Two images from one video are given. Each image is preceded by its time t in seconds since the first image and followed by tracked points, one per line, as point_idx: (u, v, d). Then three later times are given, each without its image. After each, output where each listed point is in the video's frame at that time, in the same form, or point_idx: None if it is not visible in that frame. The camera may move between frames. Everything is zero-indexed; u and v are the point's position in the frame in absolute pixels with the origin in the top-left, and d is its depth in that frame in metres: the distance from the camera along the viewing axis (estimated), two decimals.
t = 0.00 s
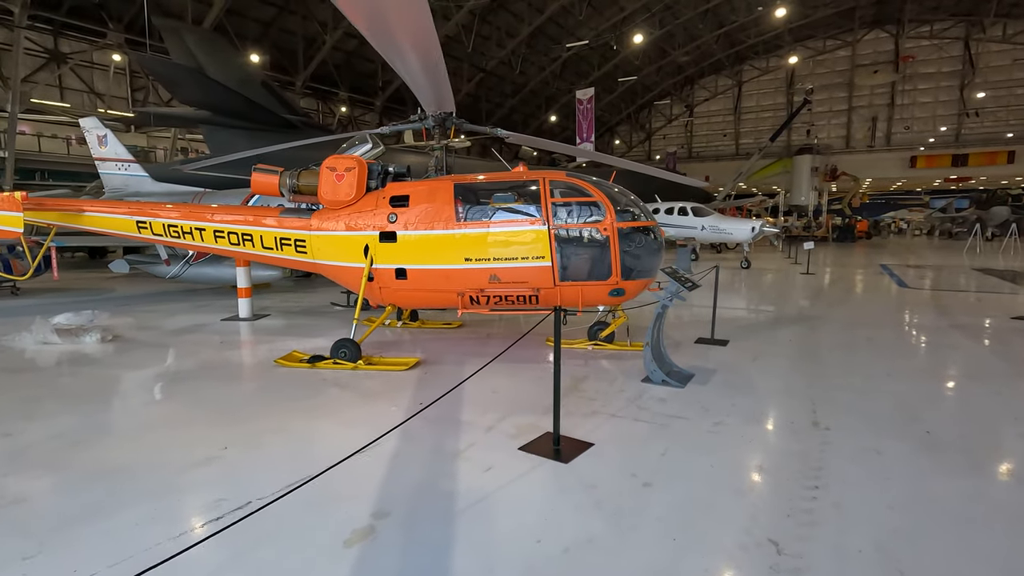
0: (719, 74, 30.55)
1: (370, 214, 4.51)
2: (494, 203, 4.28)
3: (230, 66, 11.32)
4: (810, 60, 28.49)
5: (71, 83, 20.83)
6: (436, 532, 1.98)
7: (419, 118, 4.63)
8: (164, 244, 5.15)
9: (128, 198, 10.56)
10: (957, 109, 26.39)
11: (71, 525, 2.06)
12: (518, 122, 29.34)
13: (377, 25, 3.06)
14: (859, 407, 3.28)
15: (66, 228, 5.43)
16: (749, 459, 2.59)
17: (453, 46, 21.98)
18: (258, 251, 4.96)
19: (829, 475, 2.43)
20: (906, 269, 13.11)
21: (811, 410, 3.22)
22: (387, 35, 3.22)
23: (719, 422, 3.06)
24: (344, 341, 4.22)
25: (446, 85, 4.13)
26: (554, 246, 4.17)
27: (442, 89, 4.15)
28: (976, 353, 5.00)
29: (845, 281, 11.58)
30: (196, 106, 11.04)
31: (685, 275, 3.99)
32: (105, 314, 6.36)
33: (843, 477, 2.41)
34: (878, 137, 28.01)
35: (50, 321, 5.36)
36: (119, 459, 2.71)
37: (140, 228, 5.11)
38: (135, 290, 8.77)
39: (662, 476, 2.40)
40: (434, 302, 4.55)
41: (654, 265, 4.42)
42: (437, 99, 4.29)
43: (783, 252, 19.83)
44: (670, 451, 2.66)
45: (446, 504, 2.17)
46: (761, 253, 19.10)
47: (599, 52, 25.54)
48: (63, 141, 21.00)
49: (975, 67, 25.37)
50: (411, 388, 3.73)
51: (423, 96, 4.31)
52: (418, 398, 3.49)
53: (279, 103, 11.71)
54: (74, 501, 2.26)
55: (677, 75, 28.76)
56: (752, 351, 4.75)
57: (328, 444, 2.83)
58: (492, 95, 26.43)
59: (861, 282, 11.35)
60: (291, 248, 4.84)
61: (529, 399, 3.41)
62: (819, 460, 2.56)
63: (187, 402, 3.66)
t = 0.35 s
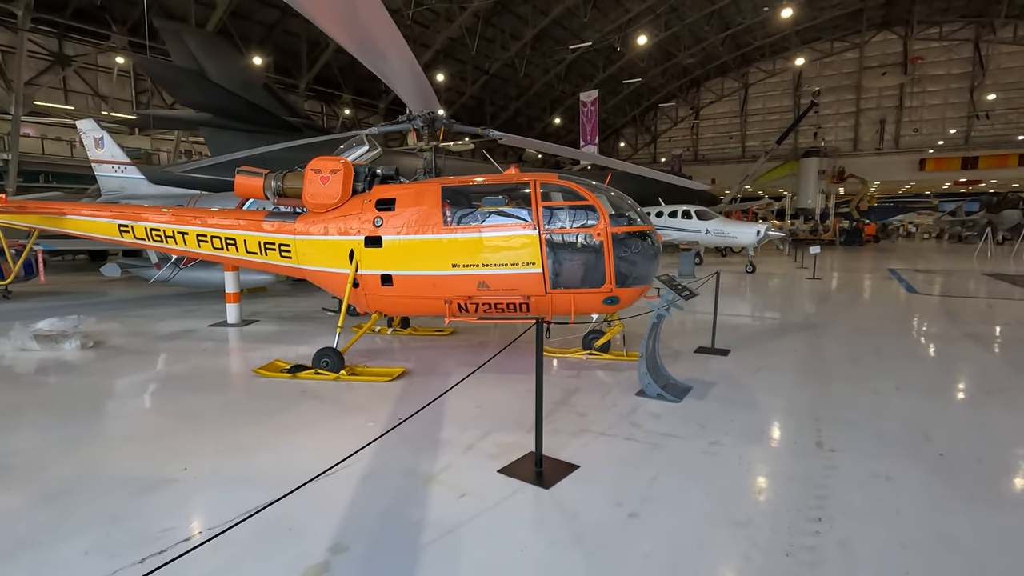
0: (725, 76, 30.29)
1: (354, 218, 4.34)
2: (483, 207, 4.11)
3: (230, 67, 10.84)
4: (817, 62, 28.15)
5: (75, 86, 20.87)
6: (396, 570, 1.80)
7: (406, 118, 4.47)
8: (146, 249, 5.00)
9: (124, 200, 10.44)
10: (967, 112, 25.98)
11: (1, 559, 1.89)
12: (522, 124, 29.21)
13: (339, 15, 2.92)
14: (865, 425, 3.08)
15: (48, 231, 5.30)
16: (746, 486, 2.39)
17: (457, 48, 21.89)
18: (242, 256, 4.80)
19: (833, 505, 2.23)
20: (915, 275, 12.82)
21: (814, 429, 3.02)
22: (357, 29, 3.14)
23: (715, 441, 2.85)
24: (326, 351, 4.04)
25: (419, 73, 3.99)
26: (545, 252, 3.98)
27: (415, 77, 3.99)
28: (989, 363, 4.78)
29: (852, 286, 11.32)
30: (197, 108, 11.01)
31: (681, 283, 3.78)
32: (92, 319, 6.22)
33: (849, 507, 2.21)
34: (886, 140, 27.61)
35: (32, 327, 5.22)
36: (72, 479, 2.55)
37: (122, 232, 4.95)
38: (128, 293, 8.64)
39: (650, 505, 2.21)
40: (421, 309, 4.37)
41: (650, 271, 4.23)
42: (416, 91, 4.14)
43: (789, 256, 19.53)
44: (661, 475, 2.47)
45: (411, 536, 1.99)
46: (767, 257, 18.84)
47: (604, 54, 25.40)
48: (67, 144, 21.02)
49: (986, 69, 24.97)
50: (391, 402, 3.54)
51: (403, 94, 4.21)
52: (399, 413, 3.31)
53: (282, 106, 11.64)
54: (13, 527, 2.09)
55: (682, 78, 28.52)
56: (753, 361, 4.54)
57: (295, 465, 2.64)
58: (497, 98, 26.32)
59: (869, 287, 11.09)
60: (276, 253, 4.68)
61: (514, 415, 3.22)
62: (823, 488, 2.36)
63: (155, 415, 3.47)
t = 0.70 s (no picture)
0: (732, 77, 30.02)
1: (339, 219, 4.21)
2: (471, 208, 3.95)
3: (232, 69, 10.94)
4: (825, 63, 27.84)
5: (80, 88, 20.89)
6: None
7: (393, 117, 4.33)
8: (130, 251, 4.89)
9: (122, 202, 10.37)
10: (978, 113, 25.61)
11: None
12: (527, 126, 29.11)
13: (300, 1, 2.73)
14: (868, 441, 2.90)
15: (32, 233, 5.21)
16: (739, 508, 2.21)
17: (462, 49, 21.81)
18: (226, 259, 4.68)
19: (832, 531, 2.05)
20: (924, 278, 12.55)
21: (817, 445, 2.83)
22: (321, 22, 3.04)
23: (707, 458, 2.67)
24: (307, 357, 3.90)
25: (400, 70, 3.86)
26: (534, 256, 3.82)
27: (397, 73, 3.84)
28: (1002, 372, 4.57)
29: (860, 290, 11.08)
30: (198, 109, 10.87)
31: (676, 288, 3.60)
32: (80, 322, 6.13)
33: (851, 535, 2.03)
34: (895, 142, 27.25)
35: (15, 330, 5.12)
36: (20, 494, 2.40)
37: (105, 233, 4.85)
38: (123, 295, 8.57)
39: (631, 530, 2.04)
40: (407, 315, 4.22)
41: (645, 276, 4.06)
42: (399, 91, 4.00)
43: (796, 259, 19.26)
44: (647, 497, 2.29)
45: (367, 566, 1.83)
46: (773, 260, 18.61)
47: (610, 55, 25.22)
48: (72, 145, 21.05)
49: (997, 69, 24.60)
50: (371, 412, 3.39)
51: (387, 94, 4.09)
52: (377, 424, 3.17)
53: (284, 108, 11.60)
54: None
55: (689, 79, 28.29)
56: (753, 369, 4.36)
57: (259, 484, 2.49)
58: (502, 99, 26.23)
59: (878, 291, 10.85)
60: (260, 255, 4.55)
61: (497, 427, 3.05)
62: (823, 512, 2.18)
63: (123, 424, 3.33)
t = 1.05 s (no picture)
0: (736, 80, 29.85)
1: (318, 225, 4.05)
2: (454, 213, 3.79)
3: (231, 72, 10.94)
4: (830, 66, 27.65)
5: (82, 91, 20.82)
6: None
7: (375, 119, 4.17)
8: (106, 256, 4.75)
9: (114, 205, 10.23)
10: (986, 116, 25.35)
11: None
12: (530, 129, 29.04)
13: None
14: (866, 463, 2.71)
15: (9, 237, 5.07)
16: (726, 542, 2.03)
17: (465, 53, 21.75)
18: (204, 265, 4.53)
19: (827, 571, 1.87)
20: (931, 284, 12.33)
21: (814, 469, 2.64)
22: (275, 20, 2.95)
23: (694, 482, 2.49)
24: (282, 368, 3.74)
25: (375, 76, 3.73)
26: (519, 263, 3.66)
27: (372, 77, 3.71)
28: (1011, 384, 4.36)
29: (865, 295, 10.88)
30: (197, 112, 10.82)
31: (665, 298, 3.42)
32: (62, 329, 5.99)
33: None
34: (901, 145, 27.00)
35: None
36: None
37: (81, 238, 4.72)
38: (113, 300, 8.45)
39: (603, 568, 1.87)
40: (389, 324, 4.06)
41: (635, 283, 3.89)
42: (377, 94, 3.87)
43: (800, 263, 19.05)
44: (625, 528, 2.12)
45: None
46: (776, 265, 18.41)
47: (612, 59, 25.10)
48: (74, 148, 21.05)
49: (1005, 73, 24.35)
50: (342, 429, 3.21)
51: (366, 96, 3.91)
52: (348, 441, 3.00)
53: (283, 111, 11.53)
54: None
55: (693, 83, 28.13)
56: (750, 382, 4.17)
57: (212, 510, 2.32)
58: (504, 103, 26.16)
59: (883, 297, 10.64)
60: (239, 261, 4.41)
61: (474, 447, 2.87)
62: (818, 548, 2.00)
63: (84, 440, 3.17)
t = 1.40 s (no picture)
0: (744, 82, 29.56)
1: (299, 224, 3.90)
2: (440, 212, 3.63)
3: (235, 73, 10.69)
4: (840, 67, 27.28)
5: (89, 93, 20.89)
6: None
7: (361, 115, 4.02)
8: (88, 256, 4.62)
9: (112, 206, 10.15)
10: (999, 117, 24.90)
11: None
12: (536, 131, 28.93)
13: None
14: (872, 480, 2.51)
15: None
16: (715, 569, 1.85)
17: (471, 55, 21.66)
18: (186, 265, 4.40)
19: None
20: (942, 287, 12.02)
21: (816, 487, 2.45)
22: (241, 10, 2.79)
23: (684, 499, 2.31)
24: (259, 372, 3.59)
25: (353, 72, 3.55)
26: (505, 264, 3.49)
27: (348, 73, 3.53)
28: None
29: (875, 298, 10.61)
30: (200, 113, 10.76)
31: (658, 301, 3.24)
32: (49, 330, 5.88)
33: None
34: (912, 146, 26.58)
35: None
36: None
37: (63, 238, 4.61)
38: (108, 301, 8.37)
39: None
40: (372, 326, 3.91)
41: (628, 284, 3.72)
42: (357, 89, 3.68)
43: (809, 265, 18.74)
44: (604, 552, 1.93)
45: None
46: (784, 267, 18.12)
47: (619, 60, 24.89)
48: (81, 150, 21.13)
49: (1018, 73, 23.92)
50: (316, 436, 3.05)
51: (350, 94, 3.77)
52: (321, 449, 2.84)
53: (286, 112, 11.45)
54: None
55: (700, 83, 27.86)
56: (749, 388, 3.98)
57: (159, 527, 2.15)
58: (510, 104, 26.06)
59: (892, 300, 10.37)
60: (221, 261, 4.28)
61: (450, 458, 2.70)
62: None
63: (47, 445, 3.03)
